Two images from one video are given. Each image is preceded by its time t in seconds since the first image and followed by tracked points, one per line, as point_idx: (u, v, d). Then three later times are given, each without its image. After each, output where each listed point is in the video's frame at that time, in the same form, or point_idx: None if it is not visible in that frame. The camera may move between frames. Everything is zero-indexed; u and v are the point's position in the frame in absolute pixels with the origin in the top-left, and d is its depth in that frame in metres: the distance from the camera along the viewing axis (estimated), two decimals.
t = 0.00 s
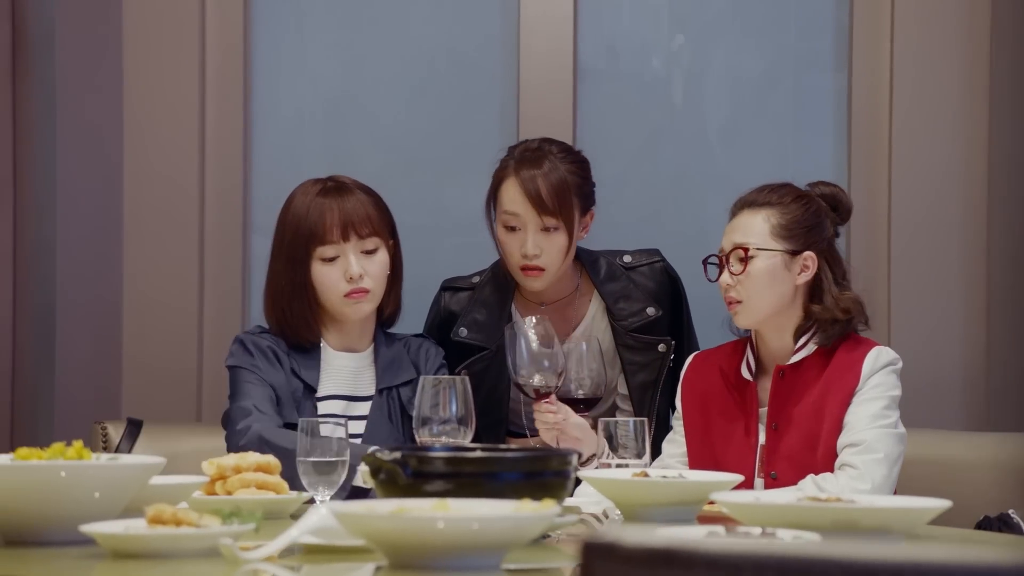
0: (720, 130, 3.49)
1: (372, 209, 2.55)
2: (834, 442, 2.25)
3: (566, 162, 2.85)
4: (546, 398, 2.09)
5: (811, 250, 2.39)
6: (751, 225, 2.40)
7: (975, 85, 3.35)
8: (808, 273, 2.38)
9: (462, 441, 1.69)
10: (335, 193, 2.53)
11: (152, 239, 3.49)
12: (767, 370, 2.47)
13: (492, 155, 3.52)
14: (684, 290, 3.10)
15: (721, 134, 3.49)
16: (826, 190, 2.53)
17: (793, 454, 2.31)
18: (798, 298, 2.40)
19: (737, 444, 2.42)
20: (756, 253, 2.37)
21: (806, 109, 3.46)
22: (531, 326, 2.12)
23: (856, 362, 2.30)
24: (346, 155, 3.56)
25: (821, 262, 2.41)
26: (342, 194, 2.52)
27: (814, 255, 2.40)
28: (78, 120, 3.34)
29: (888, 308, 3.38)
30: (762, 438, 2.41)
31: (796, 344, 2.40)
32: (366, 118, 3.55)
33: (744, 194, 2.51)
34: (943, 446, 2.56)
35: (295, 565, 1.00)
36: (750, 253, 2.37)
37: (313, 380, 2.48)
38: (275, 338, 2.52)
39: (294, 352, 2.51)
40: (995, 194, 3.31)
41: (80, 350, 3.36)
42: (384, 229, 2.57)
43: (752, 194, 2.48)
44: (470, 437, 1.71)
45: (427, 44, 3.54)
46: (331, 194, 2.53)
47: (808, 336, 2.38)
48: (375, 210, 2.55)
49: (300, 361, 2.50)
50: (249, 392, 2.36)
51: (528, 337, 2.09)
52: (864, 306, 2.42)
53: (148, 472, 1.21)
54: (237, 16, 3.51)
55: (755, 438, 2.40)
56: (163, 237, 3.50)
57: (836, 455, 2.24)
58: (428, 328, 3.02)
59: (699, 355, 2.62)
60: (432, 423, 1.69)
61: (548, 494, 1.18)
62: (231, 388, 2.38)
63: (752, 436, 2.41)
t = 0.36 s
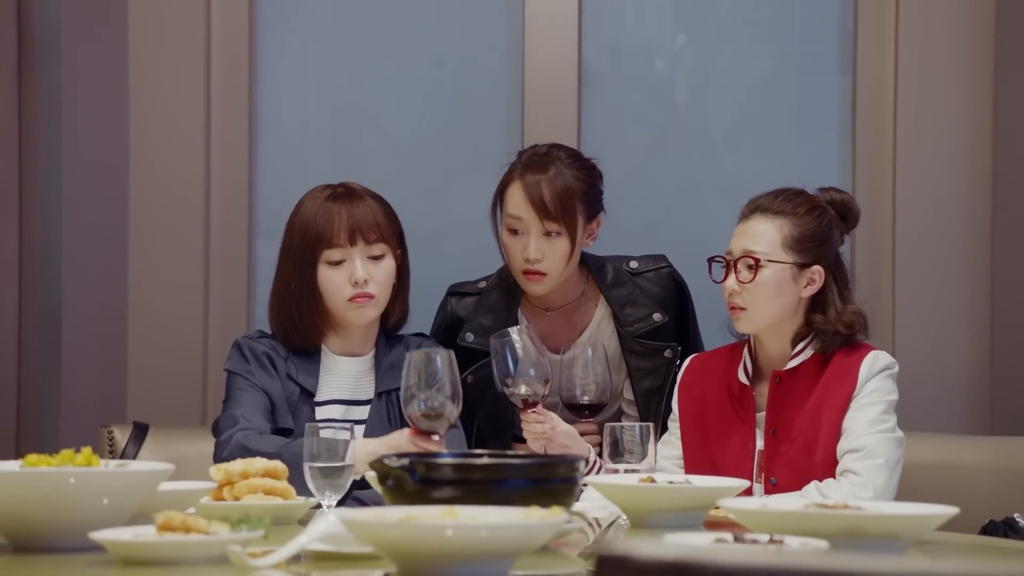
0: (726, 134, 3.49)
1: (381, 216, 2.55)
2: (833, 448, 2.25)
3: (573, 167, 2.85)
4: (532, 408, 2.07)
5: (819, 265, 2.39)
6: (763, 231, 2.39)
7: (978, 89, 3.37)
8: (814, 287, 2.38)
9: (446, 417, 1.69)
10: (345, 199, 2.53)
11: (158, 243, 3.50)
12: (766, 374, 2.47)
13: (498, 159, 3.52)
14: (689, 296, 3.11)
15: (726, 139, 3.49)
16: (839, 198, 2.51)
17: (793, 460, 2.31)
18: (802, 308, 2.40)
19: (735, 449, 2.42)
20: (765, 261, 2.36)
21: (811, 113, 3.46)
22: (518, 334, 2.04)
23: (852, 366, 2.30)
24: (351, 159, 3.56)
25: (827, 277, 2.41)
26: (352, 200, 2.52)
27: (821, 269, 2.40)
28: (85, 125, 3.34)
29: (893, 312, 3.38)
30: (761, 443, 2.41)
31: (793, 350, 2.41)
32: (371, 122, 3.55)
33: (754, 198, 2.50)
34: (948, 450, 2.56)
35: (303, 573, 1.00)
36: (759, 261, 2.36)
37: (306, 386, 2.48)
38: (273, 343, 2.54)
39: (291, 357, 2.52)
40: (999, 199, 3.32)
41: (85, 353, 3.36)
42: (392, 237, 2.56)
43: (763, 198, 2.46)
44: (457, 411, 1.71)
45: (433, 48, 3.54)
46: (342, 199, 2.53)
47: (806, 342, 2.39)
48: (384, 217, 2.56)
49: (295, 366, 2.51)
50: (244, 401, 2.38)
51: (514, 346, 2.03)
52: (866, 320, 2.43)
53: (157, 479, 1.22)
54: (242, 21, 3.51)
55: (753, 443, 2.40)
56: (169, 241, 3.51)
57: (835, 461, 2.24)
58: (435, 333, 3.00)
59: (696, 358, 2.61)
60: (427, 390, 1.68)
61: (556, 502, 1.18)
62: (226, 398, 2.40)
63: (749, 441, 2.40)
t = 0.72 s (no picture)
0: (728, 137, 3.49)
1: (369, 221, 2.53)
2: (835, 453, 2.25)
3: (576, 172, 2.85)
4: (529, 410, 2.07)
5: (821, 273, 2.39)
6: (765, 237, 2.40)
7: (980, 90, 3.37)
8: (814, 294, 2.38)
9: (414, 355, 1.85)
10: (333, 204, 2.52)
11: (163, 247, 3.51)
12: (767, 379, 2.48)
13: (500, 162, 3.52)
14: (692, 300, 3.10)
15: (729, 142, 3.49)
16: (844, 205, 2.51)
17: (794, 465, 2.32)
18: (802, 315, 2.40)
19: (736, 454, 2.42)
20: (765, 268, 2.36)
21: (814, 116, 3.46)
22: (515, 336, 2.03)
23: (853, 371, 2.30)
24: (354, 162, 3.56)
25: (828, 285, 2.41)
26: (340, 206, 2.51)
27: (821, 277, 2.40)
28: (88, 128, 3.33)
29: (896, 314, 3.38)
30: (762, 448, 2.41)
31: (794, 355, 2.41)
32: (374, 125, 3.55)
33: (759, 202, 2.50)
34: (951, 453, 2.56)
35: None
36: (758, 267, 2.36)
37: (295, 392, 2.47)
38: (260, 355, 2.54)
39: (278, 366, 2.52)
40: (1001, 200, 3.33)
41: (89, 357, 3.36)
42: (379, 242, 2.54)
43: (768, 204, 2.46)
44: (426, 350, 1.87)
45: (435, 51, 3.54)
46: (331, 204, 2.52)
47: (806, 348, 2.39)
48: (372, 222, 2.54)
49: (282, 373, 2.50)
50: (232, 424, 2.40)
51: (511, 349, 2.02)
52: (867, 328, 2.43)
53: (163, 486, 1.22)
54: (245, 24, 3.51)
55: (754, 447, 2.40)
56: (172, 244, 3.51)
57: (837, 466, 2.25)
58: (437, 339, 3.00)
59: (697, 363, 2.61)
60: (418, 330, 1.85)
61: (562, 508, 1.19)
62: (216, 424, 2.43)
63: (751, 446, 2.40)
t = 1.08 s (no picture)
0: (729, 139, 3.49)
1: (347, 226, 2.51)
2: (837, 456, 2.25)
3: (576, 176, 2.86)
4: (517, 413, 2.07)
5: (820, 276, 2.39)
6: (764, 241, 2.39)
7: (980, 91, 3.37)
8: (814, 297, 2.38)
9: (430, 362, 1.95)
10: (307, 214, 2.49)
11: (164, 249, 3.50)
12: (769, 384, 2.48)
13: (502, 163, 3.52)
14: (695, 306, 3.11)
15: (730, 143, 3.50)
16: (845, 207, 2.50)
17: (796, 470, 2.32)
18: (802, 319, 2.40)
19: (738, 457, 2.42)
20: (764, 271, 2.36)
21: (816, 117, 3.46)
22: (502, 340, 2.04)
23: (855, 377, 2.30)
24: (356, 164, 3.56)
25: (829, 287, 2.41)
26: (313, 215, 2.48)
27: (821, 280, 2.39)
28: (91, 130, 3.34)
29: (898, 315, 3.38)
30: (764, 452, 2.41)
31: (797, 360, 2.40)
32: (376, 126, 3.55)
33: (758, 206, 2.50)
34: (953, 456, 2.56)
35: None
36: (757, 270, 2.36)
37: (301, 398, 2.49)
38: (264, 359, 2.55)
39: (283, 371, 2.53)
40: (1002, 200, 3.33)
41: (92, 359, 3.36)
42: (360, 243, 2.52)
43: (767, 207, 2.46)
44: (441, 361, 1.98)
45: (437, 54, 3.54)
46: (304, 214, 2.49)
47: (808, 353, 2.38)
48: (349, 226, 2.52)
49: (286, 379, 2.51)
50: (235, 432, 2.41)
51: (497, 353, 2.03)
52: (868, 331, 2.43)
53: (169, 491, 1.22)
54: (248, 25, 3.51)
55: (756, 452, 2.41)
56: (175, 247, 3.51)
57: (840, 470, 2.25)
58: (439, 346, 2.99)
59: (699, 367, 2.61)
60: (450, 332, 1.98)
61: (566, 512, 1.19)
62: (218, 430, 2.43)
63: (753, 451, 2.41)
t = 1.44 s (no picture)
0: (732, 140, 3.49)
1: (347, 231, 2.50)
2: (839, 459, 2.25)
3: (581, 171, 2.86)
4: (520, 419, 2.08)
5: (826, 279, 2.39)
6: (769, 243, 2.39)
7: (981, 93, 3.37)
8: (820, 301, 2.38)
9: (453, 380, 1.99)
10: (306, 220, 2.49)
11: (166, 249, 3.51)
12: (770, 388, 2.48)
13: (504, 164, 3.52)
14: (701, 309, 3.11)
15: (732, 145, 3.50)
16: (847, 211, 2.51)
17: (798, 473, 2.32)
18: (805, 322, 2.41)
19: (741, 460, 2.42)
20: (772, 274, 2.36)
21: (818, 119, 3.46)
22: (505, 349, 2.05)
23: (856, 379, 2.30)
24: (358, 165, 3.56)
25: (834, 291, 2.41)
26: (311, 221, 2.48)
27: (827, 284, 2.40)
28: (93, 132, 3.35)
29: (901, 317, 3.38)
30: (766, 456, 2.42)
31: (798, 363, 2.41)
32: (378, 127, 3.55)
33: (764, 208, 2.49)
34: (956, 459, 2.56)
35: None
36: (766, 274, 2.35)
37: (308, 402, 2.49)
38: (271, 362, 2.55)
39: (290, 375, 2.53)
40: (1004, 202, 3.33)
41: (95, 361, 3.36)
42: (360, 248, 2.51)
43: (773, 210, 2.46)
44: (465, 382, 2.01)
45: (439, 56, 3.55)
46: (303, 220, 2.49)
47: (810, 356, 2.39)
48: (348, 231, 2.51)
49: (293, 382, 2.51)
50: (243, 435, 2.39)
51: (500, 361, 2.04)
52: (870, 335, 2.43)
53: (175, 497, 1.22)
54: (250, 26, 3.52)
55: (758, 456, 2.41)
56: (177, 248, 3.51)
57: (842, 473, 2.25)
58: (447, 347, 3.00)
59: (701, 370, 2.62)
60: (482, 344, 2.02)
61: (571, 518, 1.19)
62: (224, 433, 2.41)
63: (754, 455, 2.41)
